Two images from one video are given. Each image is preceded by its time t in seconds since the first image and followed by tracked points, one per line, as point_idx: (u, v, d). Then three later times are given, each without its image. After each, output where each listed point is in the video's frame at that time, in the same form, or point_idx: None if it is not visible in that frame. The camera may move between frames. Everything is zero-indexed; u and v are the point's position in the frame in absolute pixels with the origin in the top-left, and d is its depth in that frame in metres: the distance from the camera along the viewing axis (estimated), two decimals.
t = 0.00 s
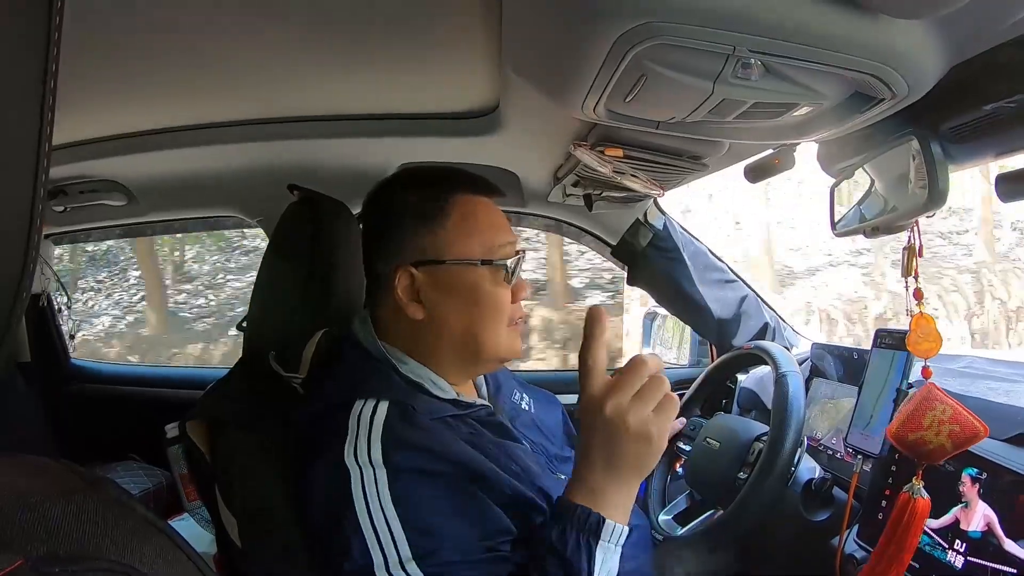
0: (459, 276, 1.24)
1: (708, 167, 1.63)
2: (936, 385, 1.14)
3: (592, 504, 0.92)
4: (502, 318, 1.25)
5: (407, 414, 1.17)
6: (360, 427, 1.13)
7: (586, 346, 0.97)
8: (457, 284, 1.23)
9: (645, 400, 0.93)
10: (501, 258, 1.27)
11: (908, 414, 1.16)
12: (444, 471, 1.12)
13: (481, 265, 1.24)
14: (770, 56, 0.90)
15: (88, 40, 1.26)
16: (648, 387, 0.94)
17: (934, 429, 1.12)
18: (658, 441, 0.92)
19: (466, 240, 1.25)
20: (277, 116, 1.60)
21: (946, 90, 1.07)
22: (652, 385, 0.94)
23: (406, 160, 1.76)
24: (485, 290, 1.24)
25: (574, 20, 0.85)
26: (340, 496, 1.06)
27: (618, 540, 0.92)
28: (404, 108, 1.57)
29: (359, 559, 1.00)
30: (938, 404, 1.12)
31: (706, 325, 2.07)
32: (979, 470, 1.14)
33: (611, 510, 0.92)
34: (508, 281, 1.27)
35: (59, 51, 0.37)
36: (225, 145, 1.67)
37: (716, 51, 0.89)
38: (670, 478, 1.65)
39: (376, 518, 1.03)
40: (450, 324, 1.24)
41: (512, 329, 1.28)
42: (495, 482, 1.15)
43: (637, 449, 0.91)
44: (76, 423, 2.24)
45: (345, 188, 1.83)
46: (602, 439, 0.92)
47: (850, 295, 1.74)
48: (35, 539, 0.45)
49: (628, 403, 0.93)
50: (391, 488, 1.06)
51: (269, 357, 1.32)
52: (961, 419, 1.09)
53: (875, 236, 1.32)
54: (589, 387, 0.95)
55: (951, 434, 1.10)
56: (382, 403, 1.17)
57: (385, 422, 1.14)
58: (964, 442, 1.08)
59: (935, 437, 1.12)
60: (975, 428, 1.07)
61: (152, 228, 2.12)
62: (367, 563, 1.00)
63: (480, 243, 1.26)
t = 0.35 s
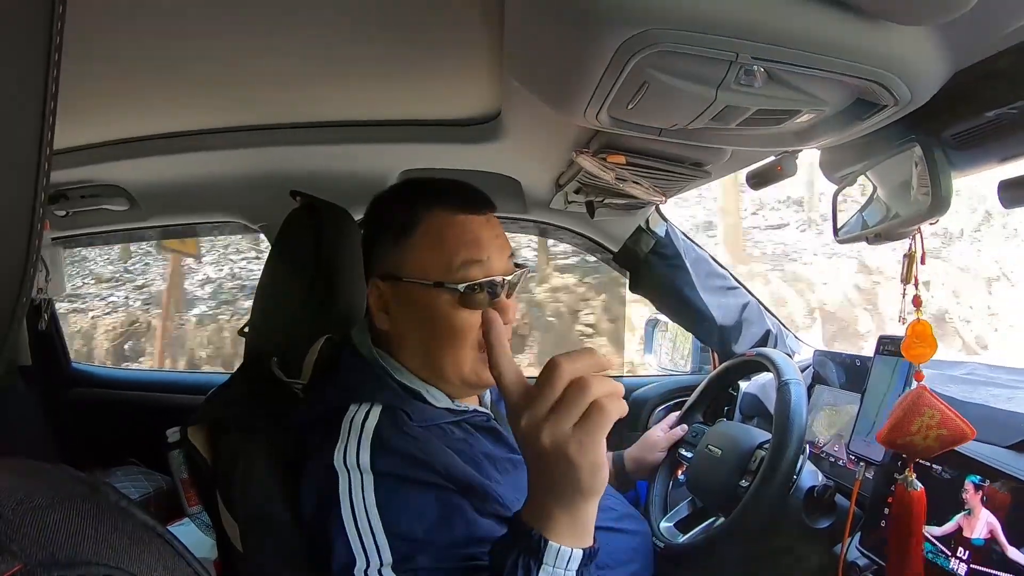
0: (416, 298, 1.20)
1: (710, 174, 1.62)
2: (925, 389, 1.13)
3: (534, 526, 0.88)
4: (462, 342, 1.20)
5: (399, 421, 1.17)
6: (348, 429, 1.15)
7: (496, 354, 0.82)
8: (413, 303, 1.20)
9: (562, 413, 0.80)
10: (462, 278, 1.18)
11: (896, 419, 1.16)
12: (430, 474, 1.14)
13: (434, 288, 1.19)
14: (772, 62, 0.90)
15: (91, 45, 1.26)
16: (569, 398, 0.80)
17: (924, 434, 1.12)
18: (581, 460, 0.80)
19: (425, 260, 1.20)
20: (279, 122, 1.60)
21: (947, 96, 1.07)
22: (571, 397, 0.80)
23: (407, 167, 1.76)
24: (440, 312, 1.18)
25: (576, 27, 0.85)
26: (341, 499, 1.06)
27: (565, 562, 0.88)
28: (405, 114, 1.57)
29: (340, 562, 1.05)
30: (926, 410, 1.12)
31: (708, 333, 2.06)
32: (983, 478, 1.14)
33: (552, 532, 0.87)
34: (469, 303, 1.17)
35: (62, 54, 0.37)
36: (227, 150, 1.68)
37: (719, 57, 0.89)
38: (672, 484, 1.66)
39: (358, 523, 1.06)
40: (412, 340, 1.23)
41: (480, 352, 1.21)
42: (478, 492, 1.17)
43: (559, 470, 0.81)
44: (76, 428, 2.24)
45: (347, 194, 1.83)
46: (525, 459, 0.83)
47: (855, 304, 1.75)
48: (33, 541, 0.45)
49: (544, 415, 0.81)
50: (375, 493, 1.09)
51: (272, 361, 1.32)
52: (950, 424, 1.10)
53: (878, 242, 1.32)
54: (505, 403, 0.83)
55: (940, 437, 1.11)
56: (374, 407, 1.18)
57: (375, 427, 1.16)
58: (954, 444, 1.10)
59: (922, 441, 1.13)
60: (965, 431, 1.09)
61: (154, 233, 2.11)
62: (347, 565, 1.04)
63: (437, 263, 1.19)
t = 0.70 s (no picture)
0: (422, 288, 1.21)
1: (712, 166, 1.62)
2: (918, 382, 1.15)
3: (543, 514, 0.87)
4: (468, 330, 1.21)
5: (398, 416, 1.18)
6: (348, 423, 1.17)
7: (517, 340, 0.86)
8: (420, 294, 1.21)
9: (579, 394, 0.82)
10: (469, 268, 1.20)
11: (890, 407, 1.18)
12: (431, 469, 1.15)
13: (442, 278, 1.19)
14: (773, 54, 0.90)
15: (90, 41, 1.26)
16: (587, 378, 0.83)
17: (909, 428, 1.13)
18: (598, 442, 0.81)
19: (431, 250, 1.21)
20: (279, 118, 1.60)
21: (948, 87, 1.07)
22: (589, 377, 0.83)
23: (408, 161, 1.75)
24: (448, 302, 1.19)
25: (577, 21, 0.85)
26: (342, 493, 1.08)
27: (572, 555, 0.87)
28: (405, 109, 1.56)
29: (339, 556, 1.07)
30: (915, 403, 1.14)
31: (710, 326, 2.04)
32: (984, 470, 1.14)
33: (561, 522, 0.87)
34: (476, 294, 1.19)
35: (62, 53, 0.37)
36: (228, 145, 1.67)
37: (719, 49, 0.89)
38: (673, 478, 1.67)
39: (357, 519, 1.08)
40: (418, 330, 1.25)
41: (485, 340, 1.22)
42: (478, 487, 1.17)
43: (574, 454, 0.82)
44: (79, 424, 2.24)
45: (348, 189, 1.83)
46: (540, 445, 0.83)
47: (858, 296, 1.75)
48: (41, 539, 0.45)
49: (564, 396, 0.83)
50: (373, 489, 1.11)
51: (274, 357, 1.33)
52: (937, 419, 1.10)
53: (879, 234, 1.32)
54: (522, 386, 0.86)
55: (925, 432, 1.12)
56: (374, 400, 1.19)
57: (374, 423, 1.17)
58: (943, 441, 1.10)
59: (909, 435, 1.14)
60: (952, 427, 1.08)
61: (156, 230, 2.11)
62: (345, 560, 1.06)
63: (445, 253, 1.20)
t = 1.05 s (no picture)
0: (441, 296, 1.22)
1: (710, 173, 1.62)
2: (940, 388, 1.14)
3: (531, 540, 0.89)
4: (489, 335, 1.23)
5: (399, 427, 1.18)
6: (348, 432, 1.17)
7: (489, 353, 0.81)
8: (437, 303, 1.22)
9: (555, 413, 0.79)
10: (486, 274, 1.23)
11: (914, 416, 1.15)
12: (429, 481, 1.15)
13: (463, 284, 1.22)
14: (772, 62, 0.90)
15: (91, 44, 1.26)
16: (563, 395, 0.79)
17: (931, 432, 1.13)
18: (576, 463, 0.79)
19: (447, 258, 1.23)
20: (279, 122, 1.60)
21: (946, 95, 1.07)
22: (565, 396, 0.79)
23: (408, 166, 1.76)
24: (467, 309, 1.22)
25: (577, 27, 0.85)
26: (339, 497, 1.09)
27: None
28: (405, 113, 1.57)
29: (338, 566, 1.08)
30: (938, 409, 1.13)
31: (709, 331, 2.06)
32: (982, 477, 1.14)
33: (547, 549, 0.87)
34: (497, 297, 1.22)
35: (62, 53, 0.37)
36: (228, 149, 1.67)
37: (719, 57, 0.89)
38: (670, 486, 1.65)
39: (355, 530, 1.09)
40: (433, 339, 1.25)
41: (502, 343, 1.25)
42: (476, 497, 1.17)
43: (554, 474, 0.80)
44: (75, 427, 2.24)
45: (347, 194, 1.83)
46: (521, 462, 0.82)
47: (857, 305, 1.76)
48: (38, 540, 0.44)
49: (539, 415, 0.80)
50: (372, 501, 1.11)
51: (273, 361, 1.34)
52: (961, 425, 1.09)
53: (878, 241, 1.32)
54: (497, 402, 0.82)
55: (948, 437, 1.11)
56: (374, 410, 1.19)
57: (374, 432, 1.17)
58: (965, 447, 1.09)
59: (933, 442, 1.13)
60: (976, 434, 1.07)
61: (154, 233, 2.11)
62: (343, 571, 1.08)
63: (461, 260, 1.22)
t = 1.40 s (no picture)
0: (446, 280, 1.23)
1: (705, 168, 1.62)
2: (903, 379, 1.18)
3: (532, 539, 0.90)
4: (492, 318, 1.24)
5: (395, 423, 1.18)
6: (343, 429, 1.18)
7: (494, 351, 0.81)
8: (445, 288, 1.23)
9: (559, 415, 0.79)
10: (488, 257, 1.26)
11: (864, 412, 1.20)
12: (424, 476, 1.15)
13: (466, 266, 1.24)
14: (764, 56, 0.90)
15: (82, 49, 1.25)
16: (566, 398, 0.79)
17: (889, 423, 1.17)
18: (577, 466, 0.79)
19: (448, 244, 1.24)
20: (272, 124, 1.60)
21: (938, 87, 1.08)
22: (569, 397, 0.79)
23: (403, 166, 1.75)
24: (474, 290, 1.23)
25: (569, 24, 0.85)
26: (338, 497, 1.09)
27: None
28: (398, 113, 1.56)
29: (333, 562, 1.08)
30: (898, 402, 1.16)
31: (705, 326, 2.07)
32: (980, 466, 1.14)
33: (547, 546, 0.89)
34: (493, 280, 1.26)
35: (53, 59, 0.37)
36: (222, 152, 1.67)
37: (711, 51, 0.89)
38: (671, 477, 1.68)
39: (351, 526, 1.09)
40: (439, 327, 1.24)
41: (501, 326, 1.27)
42: (474, 493, 1.17)
43: (554, 475, 0.80)
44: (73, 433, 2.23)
45: (342, 195, 1.82)
46: (523, 463, 0.82)
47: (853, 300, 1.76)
48: (39, 548, 0.44)
49: (541, 417, 0.79)
50: (370, 497, 1.12)
51: (268, 365, 1.33)
52: (918, 419, 1.14)
53: (873, 233, 1.32)
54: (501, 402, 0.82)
55: (905, 429, 1.15)
56: (369, 406, 1.20)
57: (370, 428, 1.17)
58: (920, 440, 1.14)
59: (891, 430, 1.17)
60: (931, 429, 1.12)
61: (149, 237, 2.10)
62: (340, 568, 1.09)
63: (462, 245, 1.25)
